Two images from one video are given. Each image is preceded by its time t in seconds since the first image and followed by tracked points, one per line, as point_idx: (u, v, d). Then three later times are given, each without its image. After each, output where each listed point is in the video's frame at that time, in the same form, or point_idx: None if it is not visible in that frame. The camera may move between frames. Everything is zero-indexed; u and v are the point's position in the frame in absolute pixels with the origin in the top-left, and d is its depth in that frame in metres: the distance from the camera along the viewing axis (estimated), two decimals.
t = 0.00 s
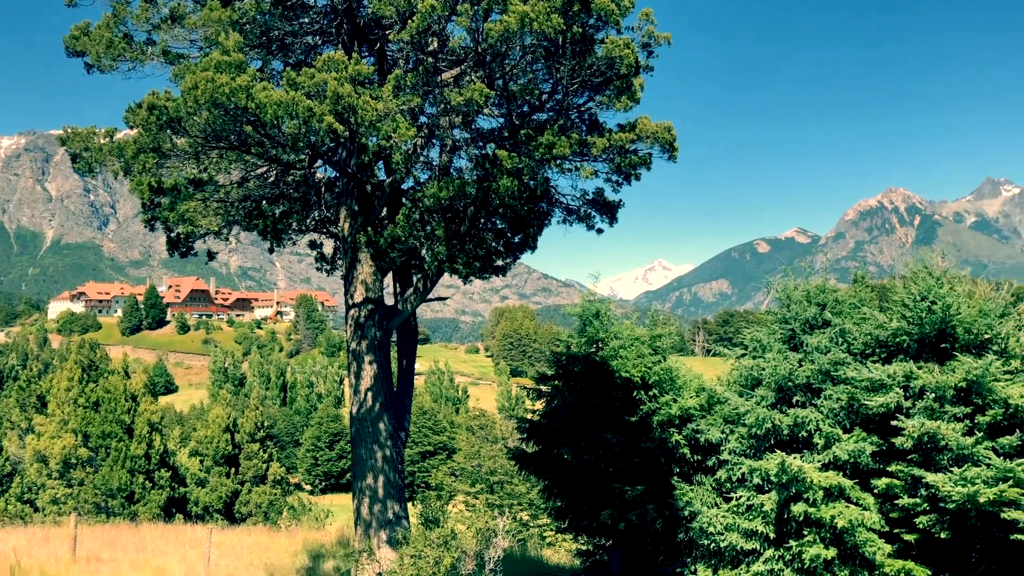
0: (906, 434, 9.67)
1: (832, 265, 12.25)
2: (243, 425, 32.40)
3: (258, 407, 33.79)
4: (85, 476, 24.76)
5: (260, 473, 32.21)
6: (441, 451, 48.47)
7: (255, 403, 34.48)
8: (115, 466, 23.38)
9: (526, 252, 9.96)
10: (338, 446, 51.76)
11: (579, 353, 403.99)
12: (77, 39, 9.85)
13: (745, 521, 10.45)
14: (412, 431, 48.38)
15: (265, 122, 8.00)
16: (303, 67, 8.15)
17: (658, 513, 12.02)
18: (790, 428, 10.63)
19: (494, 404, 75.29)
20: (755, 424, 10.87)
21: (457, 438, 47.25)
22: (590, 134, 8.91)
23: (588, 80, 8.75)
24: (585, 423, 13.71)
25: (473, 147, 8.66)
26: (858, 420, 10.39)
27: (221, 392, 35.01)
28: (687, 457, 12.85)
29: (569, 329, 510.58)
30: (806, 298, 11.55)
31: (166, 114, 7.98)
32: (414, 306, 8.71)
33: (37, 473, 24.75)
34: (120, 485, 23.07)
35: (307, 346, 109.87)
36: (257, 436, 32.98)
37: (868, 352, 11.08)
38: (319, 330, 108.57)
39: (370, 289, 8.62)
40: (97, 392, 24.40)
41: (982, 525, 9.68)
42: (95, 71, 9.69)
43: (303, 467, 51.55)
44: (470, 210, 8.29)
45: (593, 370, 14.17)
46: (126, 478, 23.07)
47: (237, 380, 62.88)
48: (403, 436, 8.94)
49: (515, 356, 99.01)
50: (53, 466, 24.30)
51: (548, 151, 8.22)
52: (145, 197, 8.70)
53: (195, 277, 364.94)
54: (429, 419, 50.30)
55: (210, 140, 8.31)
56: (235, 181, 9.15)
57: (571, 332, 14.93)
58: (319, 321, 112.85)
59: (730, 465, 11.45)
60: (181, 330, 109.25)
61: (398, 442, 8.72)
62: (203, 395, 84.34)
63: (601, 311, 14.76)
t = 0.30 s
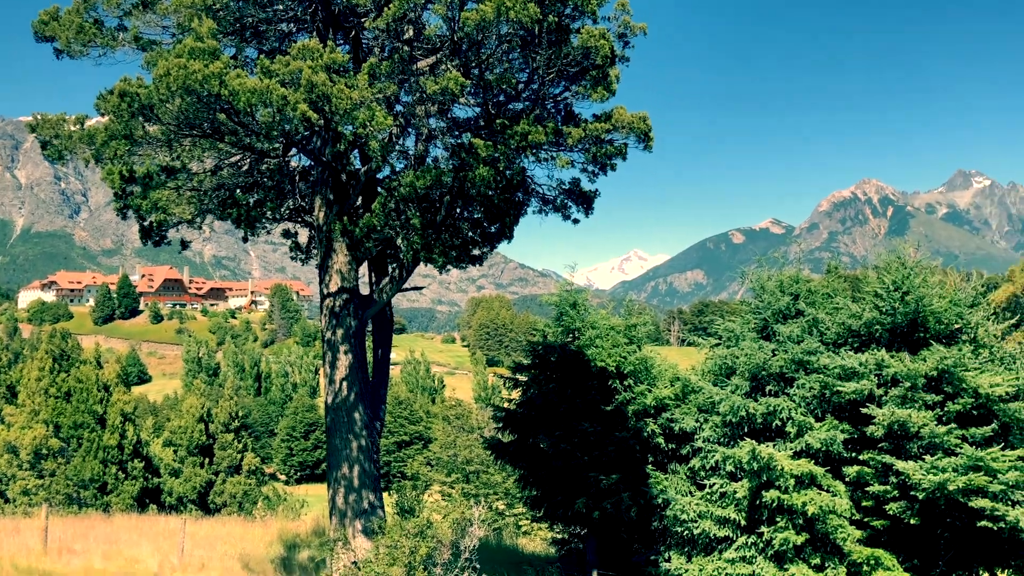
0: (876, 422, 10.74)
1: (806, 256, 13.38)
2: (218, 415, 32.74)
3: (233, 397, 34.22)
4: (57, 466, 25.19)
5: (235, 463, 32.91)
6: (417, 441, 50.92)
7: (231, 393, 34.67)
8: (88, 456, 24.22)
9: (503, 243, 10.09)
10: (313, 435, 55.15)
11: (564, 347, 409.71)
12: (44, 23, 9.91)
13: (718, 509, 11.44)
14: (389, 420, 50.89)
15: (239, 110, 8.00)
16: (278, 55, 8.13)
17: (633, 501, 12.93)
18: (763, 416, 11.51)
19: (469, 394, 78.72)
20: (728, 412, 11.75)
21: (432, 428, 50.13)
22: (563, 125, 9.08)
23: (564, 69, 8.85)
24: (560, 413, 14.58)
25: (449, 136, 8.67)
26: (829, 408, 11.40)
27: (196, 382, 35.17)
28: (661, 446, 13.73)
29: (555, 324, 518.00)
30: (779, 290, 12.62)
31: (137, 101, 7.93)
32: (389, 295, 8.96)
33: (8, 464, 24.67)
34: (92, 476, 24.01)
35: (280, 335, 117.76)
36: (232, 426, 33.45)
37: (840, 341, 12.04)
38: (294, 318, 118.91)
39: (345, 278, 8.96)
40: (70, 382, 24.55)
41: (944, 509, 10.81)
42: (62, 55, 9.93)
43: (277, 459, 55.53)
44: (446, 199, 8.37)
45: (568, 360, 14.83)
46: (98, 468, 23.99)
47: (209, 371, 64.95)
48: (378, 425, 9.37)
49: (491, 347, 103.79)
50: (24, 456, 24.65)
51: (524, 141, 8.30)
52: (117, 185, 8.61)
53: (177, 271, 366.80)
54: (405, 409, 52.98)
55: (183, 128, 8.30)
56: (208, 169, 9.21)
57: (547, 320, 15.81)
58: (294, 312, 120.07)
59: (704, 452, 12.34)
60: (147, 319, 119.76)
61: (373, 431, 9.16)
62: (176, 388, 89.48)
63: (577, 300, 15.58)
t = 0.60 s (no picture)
0: (847, 414, 11.63)
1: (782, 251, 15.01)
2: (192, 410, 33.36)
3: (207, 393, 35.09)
4: (26, 461, 26.17)
5: (207, 458, 33.97)
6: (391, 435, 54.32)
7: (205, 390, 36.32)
8: (59, 452, 25.42)
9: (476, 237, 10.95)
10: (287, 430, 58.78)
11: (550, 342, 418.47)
12: (12, 12, 10.08)
13: (692, 500, 12.96)
14: (365, 415, 54.84)
15: (211, 102, 8.09)
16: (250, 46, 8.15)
17: (608, 493, 14.82)
18: (738, 407, 12.95)
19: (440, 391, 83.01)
20: (703, 403, 13.23)
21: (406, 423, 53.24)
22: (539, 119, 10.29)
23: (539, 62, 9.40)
24: (536, 406, 16.32)
25: (424, 128, 9.05)
26: (801, 400, 12.76)
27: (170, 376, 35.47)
28: (635, 437, 16.07)
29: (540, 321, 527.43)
30: (752, 284, 14.22)
31: (108, 92, 7.95)
32: (362, 290, 10.21)
33: None
34: (62, 471, 25.36)
35: (253, 329, 124.44)
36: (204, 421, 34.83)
37: (813, 334, 13.35)
38: (267, 312, 122.83)
39: (319, 272, 10.22)
40: (38, 376, 25.62)
41: (916, 501, 11.76)
42: (31, 46, 10.17)
43: (251, 451, 58.61)
44: (421, 191, 8.83)
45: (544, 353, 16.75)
46: (67, 463, 25.35)
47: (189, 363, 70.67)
48: (353, 418, 10.70)
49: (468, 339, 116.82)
50: None
51: (499, 133, 8.75)
52: (87, 178, 8.64)
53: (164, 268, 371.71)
54: (380, 403, 55.57)
55: (154, 120, 8.44)
56: (181, 161, 9.72)
57: (523, 316, 17.86)
58: (268, 305, 123.90)
59: (681, 444, 13.89)
60: (127, 313, 125.11)
61: (347, 425, 10.38)
62: (150, 380, 94.48)
63: (552, 294, 17.56)
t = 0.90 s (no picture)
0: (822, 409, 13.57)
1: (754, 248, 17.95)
2: (162, 406, 33.15)
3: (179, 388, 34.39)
4: None
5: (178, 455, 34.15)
6: (365, 430, 55.70)
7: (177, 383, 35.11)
8: (26, 449, 25.42)
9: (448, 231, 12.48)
10: (260, 426, 60.52)
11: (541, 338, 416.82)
12: None
13: (664, 496, 15.68)
14: (341, 410, 55.89)
15: (182, 95, 8.48)
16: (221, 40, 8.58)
17: (582, 489, 16.61)
18: (710, 399, 15.55)
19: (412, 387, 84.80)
20: (676, 397, 15.93)
21: (380, 418, 54.69)
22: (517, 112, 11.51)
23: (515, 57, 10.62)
24: (512, 401, 18.06)
25: (397, 123, 10.33)
26: (772, 394, 15.13)
27: (140, 371, 35.29)
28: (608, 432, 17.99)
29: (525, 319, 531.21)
30: (724, 281, 17.17)
31: (77, 86, 8.35)
32: (335, 285, 11.70)
33: None
34: (30, 469, 25.23)
35: (225, 324, 127.23)
36: (176, 417, 33.80)
37: (785, 328, 15.82)
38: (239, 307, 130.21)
39: (290, 266, 11.49)
40: (4, 373, 25.75)
41: (886, 495, 13.48)
42: None
43: (223, 447, 60.12)
44: (394, 187, 10.20)
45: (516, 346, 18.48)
46: (36, 461, 25.29)
47: (161, 360, 70.76)
48: (325, 414, 12.22)
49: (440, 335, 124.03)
50: None
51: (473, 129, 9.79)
52: (55, 170, 9.37)
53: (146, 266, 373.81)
54: (354, 398, 56.73)
55: (124, 113, 8.80)
56: (151, 156, 10.18)
57: (499, 310, 19.64)
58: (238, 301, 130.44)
59: (653, 438, 16.57)
60: (96, 309, 125.69)
61: (320, 420, 11.81)
62: (121, 376, 94.88)
63: (524, 289, 19.45)
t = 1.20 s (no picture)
0: (797, 403, 14.19)
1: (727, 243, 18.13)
2: (134, 402, 32.74)
3: (151, 384, 34.10)
4: None
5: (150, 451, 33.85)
6: (339, 426, 55.58)
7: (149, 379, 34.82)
8: None
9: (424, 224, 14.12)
10: (233, 422, 60.29)
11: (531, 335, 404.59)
12: None
13: (638, 491, 15.92)
14: (314, 406, 55.66)
15: (153, 88, 8.68)
16: (193, 32, 8.84)
17: (556, 484, 17.91)
18: (684, 397, 15.78)
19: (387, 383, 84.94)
20: (649, 393, 16.21)
21: (355, 413, 54.91)
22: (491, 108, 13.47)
23: (490, 52, 12.18)
24: (487, 397, 19.61)
25: (371, 118, 11.62)
26: (745, 390, 15.68)
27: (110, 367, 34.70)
28: (582, 427, 19.19)
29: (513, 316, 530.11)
30: (700, 276, 17.26)
31: (46, 78, 8.65)
32: (310, 279, 12.09)
33: None
34: None
35: (198, 320, 127.15)
36: (148, 412, 33.41)
37: (758, 324, 16.57)
38: (211, 302, 129.66)
39: (264, 262, 11.92)
40: None
41: (855, 489, 13.97)
42: None
43: (196, 443, 59.60)
44: (369, 181, 11.46)
45: (492, 344, 20.09)
46: (4, 457, 24.93)
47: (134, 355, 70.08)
48: (298, 410, 12.66)
49: (416, 330, 124.10)
50: None
51: (448, 122, 11.47)
52: (24, 163, 9.50)
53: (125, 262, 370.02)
54: (328, 394, 56.68)
55: (94, 105, 9.03)
56: (121, 149, 10.17)
57: (472, 306, 21.20)
58: (211, 296, 130.62)
59: (628, 433, 17.09)
60: (66, 304, 124.16)
61: (293, 416, 12.36)
62: (92, 373, 93.74)
63: (498, 285, 20.83)
